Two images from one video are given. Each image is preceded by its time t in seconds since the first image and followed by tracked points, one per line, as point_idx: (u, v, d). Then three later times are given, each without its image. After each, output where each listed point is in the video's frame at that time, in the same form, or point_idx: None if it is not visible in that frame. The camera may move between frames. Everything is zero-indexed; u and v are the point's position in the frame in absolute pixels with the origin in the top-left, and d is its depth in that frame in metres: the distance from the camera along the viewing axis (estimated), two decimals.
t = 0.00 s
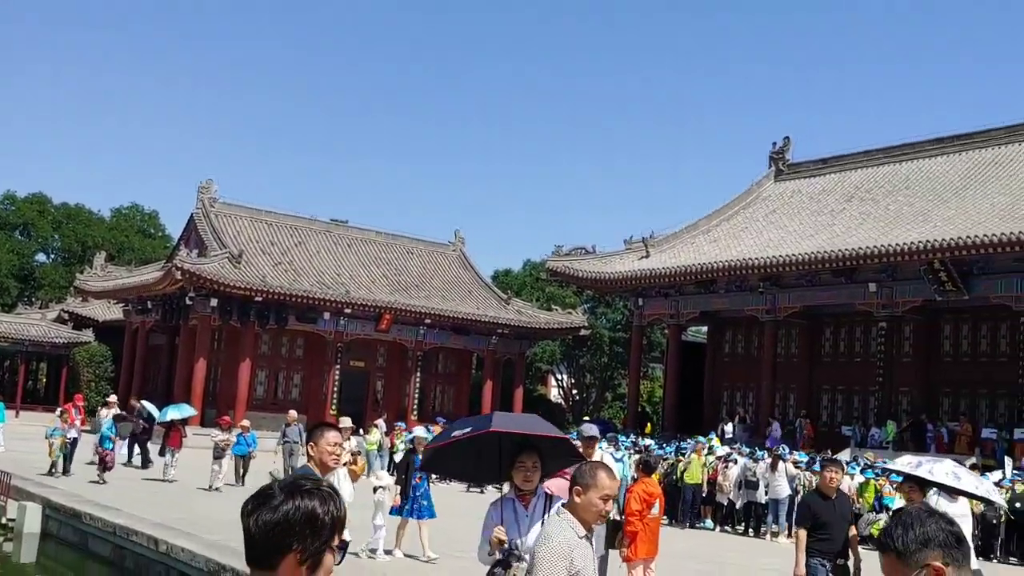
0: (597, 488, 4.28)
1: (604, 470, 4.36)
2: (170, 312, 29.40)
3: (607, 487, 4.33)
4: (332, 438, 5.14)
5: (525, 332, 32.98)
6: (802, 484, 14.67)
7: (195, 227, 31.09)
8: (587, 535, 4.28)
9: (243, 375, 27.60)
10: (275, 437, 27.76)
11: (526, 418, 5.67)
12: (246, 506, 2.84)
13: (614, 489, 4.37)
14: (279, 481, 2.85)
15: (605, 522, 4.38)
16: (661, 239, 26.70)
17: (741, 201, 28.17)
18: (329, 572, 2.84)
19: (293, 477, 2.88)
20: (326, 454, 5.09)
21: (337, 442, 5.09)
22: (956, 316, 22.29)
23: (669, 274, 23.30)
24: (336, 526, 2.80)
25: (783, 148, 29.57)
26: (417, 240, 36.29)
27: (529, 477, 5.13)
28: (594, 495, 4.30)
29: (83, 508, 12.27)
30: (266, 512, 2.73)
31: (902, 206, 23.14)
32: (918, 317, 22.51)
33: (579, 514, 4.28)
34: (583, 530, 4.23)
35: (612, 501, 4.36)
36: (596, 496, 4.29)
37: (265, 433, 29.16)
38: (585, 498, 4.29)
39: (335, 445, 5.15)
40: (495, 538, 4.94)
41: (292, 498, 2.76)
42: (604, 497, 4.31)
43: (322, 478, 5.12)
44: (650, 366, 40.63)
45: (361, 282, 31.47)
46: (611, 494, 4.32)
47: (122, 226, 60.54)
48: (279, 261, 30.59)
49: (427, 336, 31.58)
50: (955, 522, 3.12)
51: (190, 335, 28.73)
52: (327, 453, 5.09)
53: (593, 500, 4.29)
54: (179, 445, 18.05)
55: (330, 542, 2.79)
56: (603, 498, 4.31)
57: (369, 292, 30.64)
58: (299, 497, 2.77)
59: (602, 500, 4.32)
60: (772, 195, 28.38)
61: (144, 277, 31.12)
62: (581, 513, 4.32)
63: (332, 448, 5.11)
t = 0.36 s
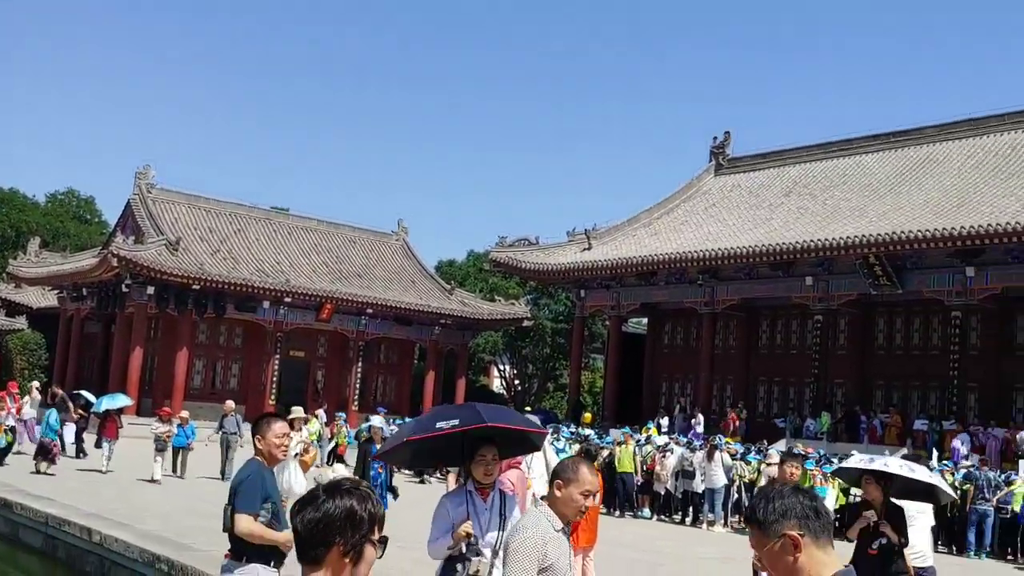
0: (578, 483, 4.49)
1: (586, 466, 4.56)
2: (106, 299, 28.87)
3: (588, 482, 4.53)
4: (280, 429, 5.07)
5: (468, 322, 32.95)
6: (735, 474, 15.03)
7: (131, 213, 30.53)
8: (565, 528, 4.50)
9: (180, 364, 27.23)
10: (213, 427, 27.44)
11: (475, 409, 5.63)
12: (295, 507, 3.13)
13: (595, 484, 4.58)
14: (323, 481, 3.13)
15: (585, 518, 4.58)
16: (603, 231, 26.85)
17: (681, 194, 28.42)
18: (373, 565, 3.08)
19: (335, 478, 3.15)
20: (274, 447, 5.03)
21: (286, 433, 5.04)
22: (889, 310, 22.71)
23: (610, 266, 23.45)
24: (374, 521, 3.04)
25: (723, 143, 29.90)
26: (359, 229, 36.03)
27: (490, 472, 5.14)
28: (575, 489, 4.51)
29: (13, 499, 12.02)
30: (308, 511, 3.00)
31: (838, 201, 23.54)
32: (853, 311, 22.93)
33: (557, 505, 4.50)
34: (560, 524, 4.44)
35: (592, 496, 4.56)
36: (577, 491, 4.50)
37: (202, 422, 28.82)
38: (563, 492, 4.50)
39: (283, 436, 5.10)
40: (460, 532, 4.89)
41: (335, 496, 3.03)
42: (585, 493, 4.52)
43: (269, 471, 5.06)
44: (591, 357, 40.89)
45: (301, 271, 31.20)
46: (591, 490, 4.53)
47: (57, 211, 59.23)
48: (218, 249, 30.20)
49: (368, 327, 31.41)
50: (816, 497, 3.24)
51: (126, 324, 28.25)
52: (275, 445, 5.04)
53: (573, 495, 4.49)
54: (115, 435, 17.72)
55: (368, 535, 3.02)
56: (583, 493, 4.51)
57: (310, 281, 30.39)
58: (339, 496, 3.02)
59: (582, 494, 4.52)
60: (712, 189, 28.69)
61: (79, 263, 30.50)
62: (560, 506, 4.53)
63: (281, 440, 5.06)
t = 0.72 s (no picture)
0: (568, 477, 4.65)
1: (576, 465, 4.73)
2: (40, 292, 28.30)
3: (579, 478, 4.70)
4: (227, 425, 4.94)
5: (411, 317, 32.85)
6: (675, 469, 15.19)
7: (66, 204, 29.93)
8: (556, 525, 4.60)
9: (116, 358, 26.80)
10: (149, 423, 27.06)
11: (412, 400, 5.65)
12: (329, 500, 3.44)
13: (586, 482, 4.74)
14: (354, 476, 3.45)
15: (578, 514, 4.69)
16: (546, 227, 26.95)
17: (623, 191, 28.66)
18: (400, 553, 3.35)
19: (361, 475, 3.45)
20: (221, 447, 4.90)
21: (232, 433, 4.90)
22: (824, 306, 23.14)
23: (551, 262, 23.59)
24: (399, 511, 3.32)
25: (664, 140, 30.18)
26: (300, 223, 35.72)
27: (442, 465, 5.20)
28: (566, 485, 4.65)
29: None
30: (339, 497, 3.30)
31: (775, 199, 23.92)
32: (788, 306, 23.34)
33: (550, 501, 4.63)
34: (550, 521, 4.53)
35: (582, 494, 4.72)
36: (569, 486, 4.66)
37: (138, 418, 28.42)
38: (555, 490, 4.61)
39: (230, 434, 4.96)
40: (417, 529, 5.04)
41: (363, 485, 3.34)
42: (576, 488, 4.68)
43: (217, 468, 4.95)
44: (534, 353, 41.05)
45: (241, 264, 30.89)
46: (582, 485, 4.69)
47: None
48: (155, 242, 29.75)
49: (309, 321, 31.20)
50: (695, 489, 3.49)
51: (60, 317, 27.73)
52: (221, 445, 4.90)
53: (566, 491, 4.65)
54: (50, 431, 17.38)
55: (395, 525, 3.30)
56: (574, 488, 4.68)
57: (250, 275, 30.10)
58: (365, 489, 3.32)
59: (574, 491, 4.68)
60: (653, 186, 28.97)
61: (11, 255, 29.83)
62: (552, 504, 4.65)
63: (227, 440, 4.92)
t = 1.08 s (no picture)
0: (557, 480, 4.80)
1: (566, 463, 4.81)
2: None
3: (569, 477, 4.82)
4: (176, 426, 4.85)
5: (359, 311, 32.67)
6: (620, 462, 15.38)
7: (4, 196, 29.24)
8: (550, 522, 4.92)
9: (56, 354, 26.28)
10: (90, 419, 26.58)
11: (387, 405, 5.55)
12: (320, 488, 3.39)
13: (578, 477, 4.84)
14: (346, 464, 3.40)
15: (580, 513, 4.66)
16: (494, 222, 26.96)
17: (571, 186, 28.77)
18: (394, 542, 3.30)
19: (357, 462, 3.39)
20: (167, 447, 4.83)
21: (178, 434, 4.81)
22: (767, 301, 23.48)
23: (499, 257, 23.62)
24: (391, 501, 3.27)
25: (611, 136, 30.36)
26: (245, 216, 35.30)
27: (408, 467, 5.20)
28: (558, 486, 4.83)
29: None
30: (334, 485, 3.24)
31: (720, 195, 24.17)
32: (732, 301, 23.64)
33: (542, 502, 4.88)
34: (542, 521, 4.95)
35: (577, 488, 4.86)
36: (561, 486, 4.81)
37: (78, 414, 27.90)
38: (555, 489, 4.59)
39: (179, 434, 4.88)
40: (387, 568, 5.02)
41: (357, 474, 3.30)
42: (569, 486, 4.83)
43: (166, 468, 4.89)
44: (481, 348, 41.06)
45: (185, 258, 30.47)
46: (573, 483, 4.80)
47: None
48: (97, 235, 29.21)
49: (254, 315, 30.90)
50: (582, 478, 3.61)
51: None
52: (168, 446, 4.83)
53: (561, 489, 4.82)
54: None
55: (388, 515, 3.25)
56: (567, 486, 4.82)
57: (194, 268, 29.69)
58: (359, 477, 3.27)
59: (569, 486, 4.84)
60: (600, 182, 29.13)
61: None
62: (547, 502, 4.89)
63: (174, 440, 4.84)
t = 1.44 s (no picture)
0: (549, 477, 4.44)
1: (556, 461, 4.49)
2: None
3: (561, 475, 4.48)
4: (130, 425, 4.74)
5: (305, 307, 32.37)
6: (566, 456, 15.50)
7: None
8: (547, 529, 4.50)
9: None
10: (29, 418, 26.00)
11: (376, 397, 5.45)
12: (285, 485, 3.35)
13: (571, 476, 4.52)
14: (312, 461, 3.37)
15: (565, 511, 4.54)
16: (442, 217, 26.90)
17: (519, 182, 28.80)
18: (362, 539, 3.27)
19: (324, 459, 3.37)
20: (121, 445, 4.74)
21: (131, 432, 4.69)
22: (711, 297, 23.76)
23: (447, 253, 23.56)
24: (360, 496, 3.25)
25: (559, 133, 30.44)
26: (189, 211, 34.74)
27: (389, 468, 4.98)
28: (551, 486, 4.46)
29: None
30: (302, 482, 3.21)
31: (666, 192, 24.37)
32: (678, 297, 23.87)
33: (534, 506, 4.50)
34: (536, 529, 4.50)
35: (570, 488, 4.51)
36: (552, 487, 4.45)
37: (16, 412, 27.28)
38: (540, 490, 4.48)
39: (135, 433, 4.77)
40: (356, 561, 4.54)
41: (323, 472, 3.27)
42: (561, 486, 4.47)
43: (123, 468, 4.80)
44: (429, 344, 40.93)
45: (127, 253, 29.93)
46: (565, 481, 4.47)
47: None
48: (36, 229, 28.55)
49: (198, 312, 30.49)
50: (517, 474, 3.65)
51: None
52: (122, 444, 4.73)
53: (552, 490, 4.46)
54: None
55: (356, 509, 3.23)
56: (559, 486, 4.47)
57: (136, 264, 29.17)
58: (326, 473, 3.24)
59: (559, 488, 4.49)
60: (548, 178, 29.20)
61: None
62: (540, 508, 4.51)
63: (129, 438, 4.74)
